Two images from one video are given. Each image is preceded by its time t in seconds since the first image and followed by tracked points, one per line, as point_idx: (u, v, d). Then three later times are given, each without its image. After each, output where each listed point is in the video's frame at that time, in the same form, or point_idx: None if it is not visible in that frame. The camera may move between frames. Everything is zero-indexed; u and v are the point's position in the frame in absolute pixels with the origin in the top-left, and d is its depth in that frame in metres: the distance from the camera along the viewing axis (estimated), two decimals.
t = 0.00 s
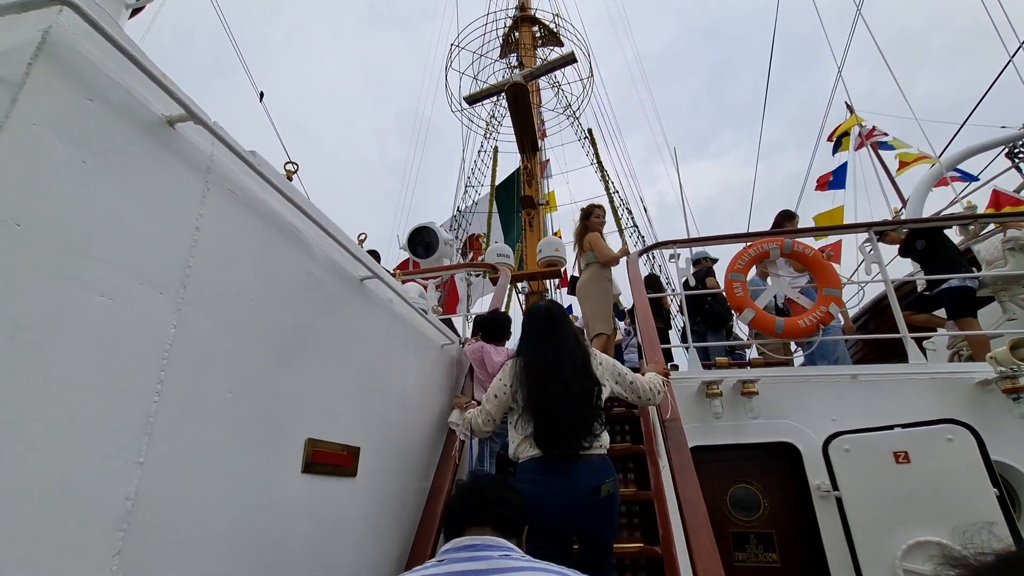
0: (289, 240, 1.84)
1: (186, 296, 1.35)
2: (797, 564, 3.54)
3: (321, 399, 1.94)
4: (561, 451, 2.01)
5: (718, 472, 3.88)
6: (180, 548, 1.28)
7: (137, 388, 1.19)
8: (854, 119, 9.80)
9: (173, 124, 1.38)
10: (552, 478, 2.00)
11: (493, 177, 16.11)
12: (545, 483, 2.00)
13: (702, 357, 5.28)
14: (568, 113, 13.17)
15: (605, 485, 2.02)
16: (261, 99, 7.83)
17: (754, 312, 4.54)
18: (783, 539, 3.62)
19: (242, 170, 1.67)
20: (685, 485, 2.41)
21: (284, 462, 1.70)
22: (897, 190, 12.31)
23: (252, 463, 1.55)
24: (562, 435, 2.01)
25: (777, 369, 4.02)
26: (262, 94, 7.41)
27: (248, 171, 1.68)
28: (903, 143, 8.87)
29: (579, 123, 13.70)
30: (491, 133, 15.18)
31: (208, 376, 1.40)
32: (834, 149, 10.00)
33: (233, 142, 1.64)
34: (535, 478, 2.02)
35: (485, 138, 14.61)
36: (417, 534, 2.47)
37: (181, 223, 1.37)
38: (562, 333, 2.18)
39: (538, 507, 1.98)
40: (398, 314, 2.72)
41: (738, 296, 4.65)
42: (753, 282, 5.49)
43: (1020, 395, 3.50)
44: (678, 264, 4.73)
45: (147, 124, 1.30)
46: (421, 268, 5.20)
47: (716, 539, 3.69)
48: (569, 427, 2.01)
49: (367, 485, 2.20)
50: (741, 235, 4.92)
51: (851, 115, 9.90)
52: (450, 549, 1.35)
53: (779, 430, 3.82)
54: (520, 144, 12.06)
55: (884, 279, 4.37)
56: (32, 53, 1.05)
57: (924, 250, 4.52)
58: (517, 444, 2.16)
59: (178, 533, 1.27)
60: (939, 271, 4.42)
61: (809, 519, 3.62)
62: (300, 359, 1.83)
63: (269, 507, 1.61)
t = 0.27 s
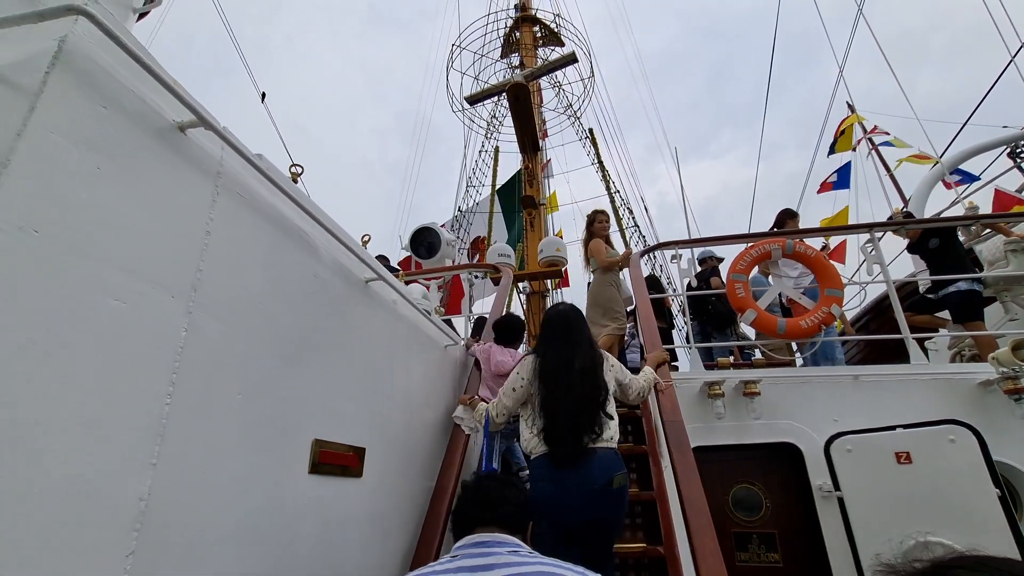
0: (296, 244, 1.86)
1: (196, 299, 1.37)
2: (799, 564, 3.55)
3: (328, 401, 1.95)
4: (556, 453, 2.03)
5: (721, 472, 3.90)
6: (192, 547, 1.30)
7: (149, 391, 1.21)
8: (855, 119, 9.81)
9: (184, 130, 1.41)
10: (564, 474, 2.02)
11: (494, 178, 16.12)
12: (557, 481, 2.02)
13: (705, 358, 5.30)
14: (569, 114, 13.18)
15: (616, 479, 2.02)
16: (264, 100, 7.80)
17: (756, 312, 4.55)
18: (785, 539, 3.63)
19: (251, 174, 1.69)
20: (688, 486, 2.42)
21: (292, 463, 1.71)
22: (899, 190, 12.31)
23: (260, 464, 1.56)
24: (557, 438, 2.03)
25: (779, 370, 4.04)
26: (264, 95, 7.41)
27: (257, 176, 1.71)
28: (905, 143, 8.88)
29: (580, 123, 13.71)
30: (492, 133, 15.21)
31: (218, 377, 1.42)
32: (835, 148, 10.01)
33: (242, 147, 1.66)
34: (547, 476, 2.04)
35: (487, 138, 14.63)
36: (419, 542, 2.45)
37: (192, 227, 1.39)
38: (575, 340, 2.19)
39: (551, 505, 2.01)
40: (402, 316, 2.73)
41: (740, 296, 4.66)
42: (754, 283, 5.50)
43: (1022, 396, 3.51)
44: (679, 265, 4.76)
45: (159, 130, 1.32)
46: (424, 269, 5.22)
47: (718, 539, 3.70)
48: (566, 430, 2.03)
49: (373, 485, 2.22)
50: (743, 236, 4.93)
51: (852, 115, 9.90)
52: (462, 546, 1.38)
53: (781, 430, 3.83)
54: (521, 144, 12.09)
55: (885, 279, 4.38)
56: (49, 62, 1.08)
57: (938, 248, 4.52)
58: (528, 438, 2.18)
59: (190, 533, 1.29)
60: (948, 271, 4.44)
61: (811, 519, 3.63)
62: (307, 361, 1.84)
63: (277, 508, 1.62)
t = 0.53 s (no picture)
0: (299, 245, 1.88)
1: (201, 301, 1.39)
2: (801, 563, 3.56)
3: (331, 401, 1.97)
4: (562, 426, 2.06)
5: (722, 471, 3.91)
6: (196, 545, 1.31)
7: (155, 391, 1.22)
8: (857, 118, 9.80)
9: (188, 133, 1.42)
10: (564, 439, 2.06)
11: (496, 178, 16.14)
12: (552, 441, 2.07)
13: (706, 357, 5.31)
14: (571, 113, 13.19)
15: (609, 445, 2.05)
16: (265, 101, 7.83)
17: (757, 312, 4.56)
18: (786, 538, 3.64)
19: (254, 177, 1.70)
20: (687, 486, 2.43)
21: (295, 463, 1.73)
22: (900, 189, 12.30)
23: (264, 463, 1.58)
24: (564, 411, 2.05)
25: (780, 370, 4.05)
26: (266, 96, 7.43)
27: (260, 179, 1.72)
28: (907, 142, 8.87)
29: (582, 123, 13.72)
30: (494, 133, 15.23)
31: (222, 378, 1.44)
32: (837, 148, 10.00)
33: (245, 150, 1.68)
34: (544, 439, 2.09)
35: (488, 138, 14.65)
36: (421, 543, 2.49)
37: (196, 229, 1.40)
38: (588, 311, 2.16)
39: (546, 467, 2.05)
40: (404, 316, 2.75)
41: (741, 296, 4.67)
42: (756, 283, 5.51)
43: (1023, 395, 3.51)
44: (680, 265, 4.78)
45: (163, 134, 1.34)
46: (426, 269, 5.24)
47: (720, 539, 3.71)
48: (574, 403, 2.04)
49: (375, 484, 2.24)
50: (744, 236, 4.95)
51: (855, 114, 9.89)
52: (476, 545, 1.40)
53: (782, 430, 3.84)
54: (523, 144, 12.10)
55: (887, 279, 4.38)
56: (55, 67, 1.10)
57: (948, 247, 4.52)
58: (534, 406, 2.21)
59: (195, 531, 1.31)
60: (951, 272, 4.47)
61: (811, 519, 3.64)
62: (310, 361, 1.86)
63: (280, 507, 1.64)
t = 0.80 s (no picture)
0: (300, 245, 1.90)
1: (202, 300, 1.40)
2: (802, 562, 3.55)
3: (332, 400, 1.99)
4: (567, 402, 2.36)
5: (723, 470, 3.91)
6: (198, 541, 1.33)
7: (156, 390, 1.24)
8: (861, 116, 9.77)
9: (189, 134, 1.44)
10: (565, 415, 2.37)
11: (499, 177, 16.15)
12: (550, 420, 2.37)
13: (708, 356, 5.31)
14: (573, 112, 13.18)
15: (603, 427, 2.34)
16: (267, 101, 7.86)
17: (759, 311, 4.56)
18: (787, 536, 3.63)
19: (255, 177, 1.72)
20: (688, 487, 2.43)
21: (296, 461, 1.75)
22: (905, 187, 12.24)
23: (265, 461, 1.60)
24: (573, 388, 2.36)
25: (782, 368, 4.05)
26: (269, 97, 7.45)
27: (261, 179, 1.74)
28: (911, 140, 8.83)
29: (584, 122, 13.71)
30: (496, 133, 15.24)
31: (223, 377, 1.45)
32: (840, 146, 9.97)
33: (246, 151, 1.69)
34: (547, 420, 2.39)
35: (491, 137, 14.66)
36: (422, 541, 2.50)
37: (197, 229, 1.42)
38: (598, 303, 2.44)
39: (546, 446, 2.36)
40: (405, 315, 2.77)
41: (742, 295, 4.67)
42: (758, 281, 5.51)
43: None
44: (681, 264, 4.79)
45: (164, 135, 1.36)
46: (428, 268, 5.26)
47: (722, 537, 3.71)
48: (581, 385, 2.35)
49: (376, 482, 2.25)
50: (745, 234, 4.95)
51: (859, 112, 9.85)
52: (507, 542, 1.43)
53: (784, 428, 3.84)
54: (525, 143, 12.11)
55: (889, 277, 4.37)
56: (57, 70, 1.11)
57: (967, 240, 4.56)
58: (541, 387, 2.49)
59: (196, 528, 1.33)
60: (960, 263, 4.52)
61: (812, 518, 3.63)
62: (311, 360, 1.88)
63: (281, 505, 1.66)
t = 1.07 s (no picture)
0: (309, 245, 1.92)
1: (213, 300, 1.43)
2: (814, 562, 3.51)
3: (341, 398, 2.01)
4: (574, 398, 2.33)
5: (733, 469, 3.88)
6: (210, 538, 1.36)
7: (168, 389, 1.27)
8: (874, 112, 9.65)
9: (199, 136, 1.47)
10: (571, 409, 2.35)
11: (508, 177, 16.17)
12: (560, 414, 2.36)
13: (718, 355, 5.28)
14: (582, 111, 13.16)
15: (607, 423, 2.36)
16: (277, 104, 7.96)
17: (769, 310, 4.52)
18: (799, 536, 3.59)
19: (265, 178, 1.75)
20: (697, 485, 2.43)
21: (306, 460, 1.77)
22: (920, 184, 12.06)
23: (276, 460, 1.62)
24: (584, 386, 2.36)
25: (793, 367, 4.01)
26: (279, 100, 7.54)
27: (270, 180, 1.77)
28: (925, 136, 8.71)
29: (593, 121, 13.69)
30: (505, 133, 15.26)
31: (234, 376, 1.48)
32: (853, 143, 9.86)
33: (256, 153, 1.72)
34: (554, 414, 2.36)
35: (499, 137, 14.68)
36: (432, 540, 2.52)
37: (207, 230, 1.45)
38: (609, 306, 2.52)
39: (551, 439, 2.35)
40: (414, 315, 2.79)
41: (753, 293, 4.64)
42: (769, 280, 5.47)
43: None
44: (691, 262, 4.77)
45: (175, 138, 1.38)
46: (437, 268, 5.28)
47: (732, 537, 3.67)
48: (593, 379, 2.37)
49: (386, 481, 2.27)
50: (755, 232, 4.91)
51: (872, 108, 9.74)
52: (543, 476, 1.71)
53: (795, 428, 3.81)
54: (534, 143, 12.11)
55: (903, 275, 4.31)
56: (70, 75, 1.14)
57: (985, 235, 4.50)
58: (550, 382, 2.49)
59: (208, 525, 1.35)
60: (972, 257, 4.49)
61: (823, 519, 3.60)
62: (320, 359, 1.90)
63: (292, 502, 1.68)
